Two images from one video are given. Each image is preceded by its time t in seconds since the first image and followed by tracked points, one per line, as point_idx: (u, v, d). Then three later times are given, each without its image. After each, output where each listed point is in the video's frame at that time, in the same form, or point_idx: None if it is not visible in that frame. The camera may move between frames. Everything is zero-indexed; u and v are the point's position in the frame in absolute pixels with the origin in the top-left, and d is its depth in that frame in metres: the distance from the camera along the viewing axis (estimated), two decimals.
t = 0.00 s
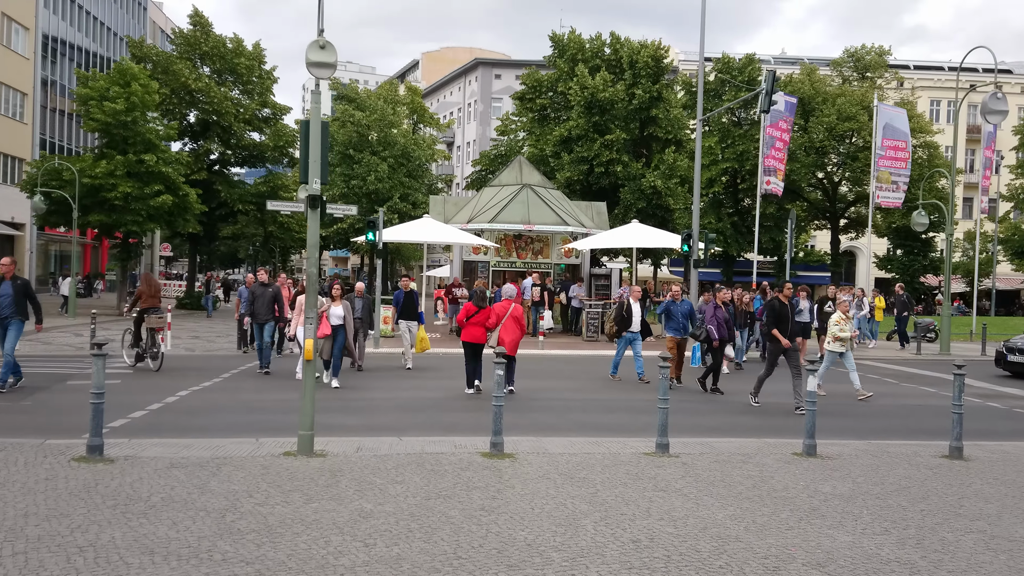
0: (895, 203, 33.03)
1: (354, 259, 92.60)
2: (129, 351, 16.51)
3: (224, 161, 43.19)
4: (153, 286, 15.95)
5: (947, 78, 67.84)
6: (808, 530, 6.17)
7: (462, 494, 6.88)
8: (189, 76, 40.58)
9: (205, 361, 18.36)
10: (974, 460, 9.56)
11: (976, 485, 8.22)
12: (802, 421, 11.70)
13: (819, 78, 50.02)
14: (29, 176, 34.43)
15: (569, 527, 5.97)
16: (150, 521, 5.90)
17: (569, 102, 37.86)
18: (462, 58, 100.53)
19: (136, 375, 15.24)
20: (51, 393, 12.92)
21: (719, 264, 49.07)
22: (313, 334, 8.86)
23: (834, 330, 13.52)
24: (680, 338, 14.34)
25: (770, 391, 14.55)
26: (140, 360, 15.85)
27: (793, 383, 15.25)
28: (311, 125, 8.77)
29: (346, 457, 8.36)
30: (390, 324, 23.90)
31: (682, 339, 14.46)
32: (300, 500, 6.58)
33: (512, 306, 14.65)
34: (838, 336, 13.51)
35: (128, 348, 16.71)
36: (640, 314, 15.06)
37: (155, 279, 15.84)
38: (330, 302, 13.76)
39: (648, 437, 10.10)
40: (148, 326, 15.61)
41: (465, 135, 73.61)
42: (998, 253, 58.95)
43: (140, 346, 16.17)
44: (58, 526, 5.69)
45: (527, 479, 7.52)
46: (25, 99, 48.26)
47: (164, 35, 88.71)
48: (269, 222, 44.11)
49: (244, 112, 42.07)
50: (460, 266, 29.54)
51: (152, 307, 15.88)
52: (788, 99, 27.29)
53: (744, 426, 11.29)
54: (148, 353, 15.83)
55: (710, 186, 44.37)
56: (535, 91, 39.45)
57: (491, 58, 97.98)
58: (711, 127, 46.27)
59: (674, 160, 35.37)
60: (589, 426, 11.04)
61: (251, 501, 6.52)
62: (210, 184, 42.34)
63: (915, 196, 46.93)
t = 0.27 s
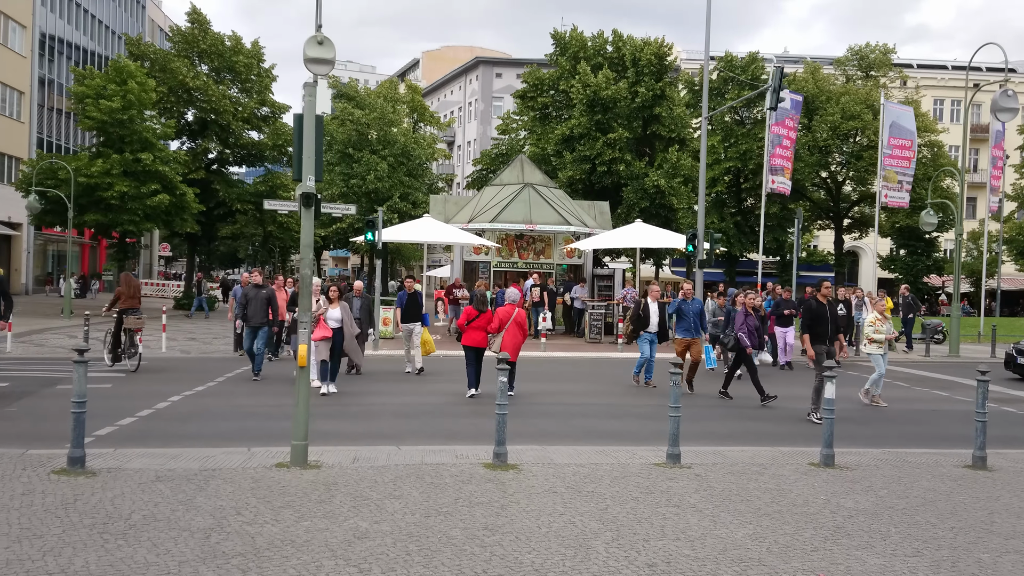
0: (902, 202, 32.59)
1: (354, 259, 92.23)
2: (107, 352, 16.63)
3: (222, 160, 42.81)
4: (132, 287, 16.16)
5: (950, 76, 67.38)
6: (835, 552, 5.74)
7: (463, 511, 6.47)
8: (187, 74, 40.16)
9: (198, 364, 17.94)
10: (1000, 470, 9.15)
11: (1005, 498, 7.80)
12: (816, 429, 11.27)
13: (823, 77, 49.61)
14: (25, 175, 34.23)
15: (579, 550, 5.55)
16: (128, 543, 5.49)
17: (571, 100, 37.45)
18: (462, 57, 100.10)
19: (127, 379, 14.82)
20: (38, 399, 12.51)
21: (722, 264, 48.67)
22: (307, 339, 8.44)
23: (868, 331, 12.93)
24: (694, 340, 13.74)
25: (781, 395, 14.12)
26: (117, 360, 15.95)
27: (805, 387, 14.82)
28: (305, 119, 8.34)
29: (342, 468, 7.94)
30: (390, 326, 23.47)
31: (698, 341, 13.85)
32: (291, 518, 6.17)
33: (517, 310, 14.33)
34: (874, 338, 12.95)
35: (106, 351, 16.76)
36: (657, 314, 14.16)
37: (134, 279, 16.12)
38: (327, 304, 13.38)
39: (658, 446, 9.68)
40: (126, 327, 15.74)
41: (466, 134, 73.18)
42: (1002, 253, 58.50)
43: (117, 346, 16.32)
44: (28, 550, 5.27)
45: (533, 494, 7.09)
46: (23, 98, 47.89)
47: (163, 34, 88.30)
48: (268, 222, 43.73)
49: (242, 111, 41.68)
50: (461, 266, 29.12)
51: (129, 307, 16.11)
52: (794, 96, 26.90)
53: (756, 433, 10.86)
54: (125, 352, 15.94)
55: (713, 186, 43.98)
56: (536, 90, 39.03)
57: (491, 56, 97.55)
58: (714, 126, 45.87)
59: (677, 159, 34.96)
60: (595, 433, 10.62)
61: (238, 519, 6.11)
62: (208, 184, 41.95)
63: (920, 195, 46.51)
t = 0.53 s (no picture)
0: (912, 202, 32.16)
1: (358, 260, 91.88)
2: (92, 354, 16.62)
3: (226, 160, 42.50)
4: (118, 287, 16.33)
5: (958, 76, 66.80)
6: (876, 570, 5.34)
7: (475, 525, 6.05)
8: (190, 73, 39.82)
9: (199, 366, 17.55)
10: None
11: None
12: (838, 434, 10.83)
13: (830, 76, 49.13)
14: (25, 175, 33.99)
15: (601, 568, 5.13)
16: (115, 560, 5.10)
17: (576, 99, 37.05)
18: (466, 57, 99.68)
19: (125, 381, 14.45)
20: (31, 402, 12.11)
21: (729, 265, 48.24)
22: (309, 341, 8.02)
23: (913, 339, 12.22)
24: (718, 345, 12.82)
25: (799, 399, 13.67)
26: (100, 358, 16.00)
27: (822, 390, 14.36)
28: (306, 110, 7.93)
29: (345, 477, 7.53)
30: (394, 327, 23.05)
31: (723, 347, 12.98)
32: (291, 532, 5.76)
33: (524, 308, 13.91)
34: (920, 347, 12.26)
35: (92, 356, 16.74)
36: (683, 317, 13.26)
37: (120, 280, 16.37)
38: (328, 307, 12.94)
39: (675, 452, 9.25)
40: (110, 326, 15.85)
41: (470, 134, 72.79)
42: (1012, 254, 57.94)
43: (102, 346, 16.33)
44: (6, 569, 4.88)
45: (548, 505, 6.68)
46: (25, 98, 47.62)
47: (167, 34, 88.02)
48: (271, 222, 43.41)
49: (245, 110, 41.36)
50: (466, 266, 28.71)
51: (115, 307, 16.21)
52: (805, 94, 26.47)
53: (777, 439, 10.42)
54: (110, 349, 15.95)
55: (720, 185, 43.56)
56: (542, 88, 38.63)
57: (495, 57, 97.17)
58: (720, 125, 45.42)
59: (685, 158, 34.52)
60: (610, 438, 10.19)
61: (234, 534, 5.70)
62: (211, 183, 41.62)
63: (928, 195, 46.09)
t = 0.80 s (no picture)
0: (926, 201, 31.73)
1: (365, 261, 91.66)
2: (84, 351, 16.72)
3: (232, 160, 42.28)
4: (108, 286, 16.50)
5: (968, 75, 66.20)
6: None
7: (493, 543, 5.71)
8: (196, 72, 39.57)
9: (204, 369, 17.25)
10: None
11: None
12: (864, 442, 10.46)
13: (840, 74, 48.73)
14: (30, 174, 33.86)
15: None
16: None
17: (585, 98, 36.68)
18: (472, 56, 99.38)
19: (129, 385, 14.15)
20: (32, 407, 11.82)
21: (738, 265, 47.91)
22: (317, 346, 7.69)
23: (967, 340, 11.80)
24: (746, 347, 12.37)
25: (819, 403, 13.29)
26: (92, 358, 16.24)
27: (843, 395, 13.98)
28: (315, 105, 7.60)
29: (355, 488, 7.21)
30: (402, 328, 22.73)
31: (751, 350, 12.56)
32: (299, 551, 5.43)
33: (533, 314, 13.51)
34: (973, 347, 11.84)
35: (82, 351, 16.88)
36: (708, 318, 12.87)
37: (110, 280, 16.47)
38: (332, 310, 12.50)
39: (697, 461, 8.90)
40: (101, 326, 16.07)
41: (477, 134, 72.47)
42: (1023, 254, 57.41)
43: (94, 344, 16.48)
44: None
45: (569, 520, 6.34)
46: (32, 97, 47.31)
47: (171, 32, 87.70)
48: (278, 222, 43.15)
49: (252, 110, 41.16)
50: (475, 266, 28.40)
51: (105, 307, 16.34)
52: (819, 91, 26.08)
53: (801, 447, 10.05)
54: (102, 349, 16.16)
55: (729, 185, 43.18)
56: (550, 87, 38.25)
57: (502, 56, 96.79)
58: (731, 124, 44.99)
59: (696, 157, 34.14)
60: (628, 446, 9.85)
61: (239, 553, 5.38)
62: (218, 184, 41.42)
63: (941, 194, 45.60)
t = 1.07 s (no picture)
0: (950, 199, 31.09)
1: (379, 261, 91.59)
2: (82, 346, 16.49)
3: (247, 159, 42.11)
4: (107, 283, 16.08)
5: (991, 72, 65.24)
6: None
7: (521, 555, 5.33)
8: (212, 70, 39.39)
9: (216, 368, 16.93)
10: None
11: None
12: (902, 446, 9.99)
13: (861, 71, 48.02)
14: (46, 174, 33.84)
15: None
16: None
17: (603, 95, 36.24)
18: (487, 56, 99.01)
19: (140, 385, 13.87)
20: (40, 407, 11.54)
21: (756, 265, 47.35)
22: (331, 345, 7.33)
23: None
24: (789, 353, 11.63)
25: (851, 406, 12.81)
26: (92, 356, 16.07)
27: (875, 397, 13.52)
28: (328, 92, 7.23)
29: (372, 494, 6.85)
30: (417, 327, 22.37)
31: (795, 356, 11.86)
32: (313, 563, 5.08)
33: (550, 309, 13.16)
34: None
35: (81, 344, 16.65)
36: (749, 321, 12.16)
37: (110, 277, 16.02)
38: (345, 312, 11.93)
39: (729, 466, 8.47)
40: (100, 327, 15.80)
41: (492, 133, 72.17)
42: None
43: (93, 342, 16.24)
44: None
45: (599, 531, 5.94)
46: (48, 97, 47.29)
47: (187, 32, 87.88)
48: (294, 222, 42.97)
49: (267, 109, 40.97)
50: (492, 265, 28.05)
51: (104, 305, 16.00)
52: (841, 87, 25.52)
53: (835, 451, 9.62)
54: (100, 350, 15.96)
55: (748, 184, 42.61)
56: (566, 85, 37.84)
57: (517, 55, 96.41)
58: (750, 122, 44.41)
59: (715, 154, 33.63)
60: (654, 449, 9.45)
61: (248, 565, 5.02)
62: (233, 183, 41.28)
63: (964, 193, 44.88)
